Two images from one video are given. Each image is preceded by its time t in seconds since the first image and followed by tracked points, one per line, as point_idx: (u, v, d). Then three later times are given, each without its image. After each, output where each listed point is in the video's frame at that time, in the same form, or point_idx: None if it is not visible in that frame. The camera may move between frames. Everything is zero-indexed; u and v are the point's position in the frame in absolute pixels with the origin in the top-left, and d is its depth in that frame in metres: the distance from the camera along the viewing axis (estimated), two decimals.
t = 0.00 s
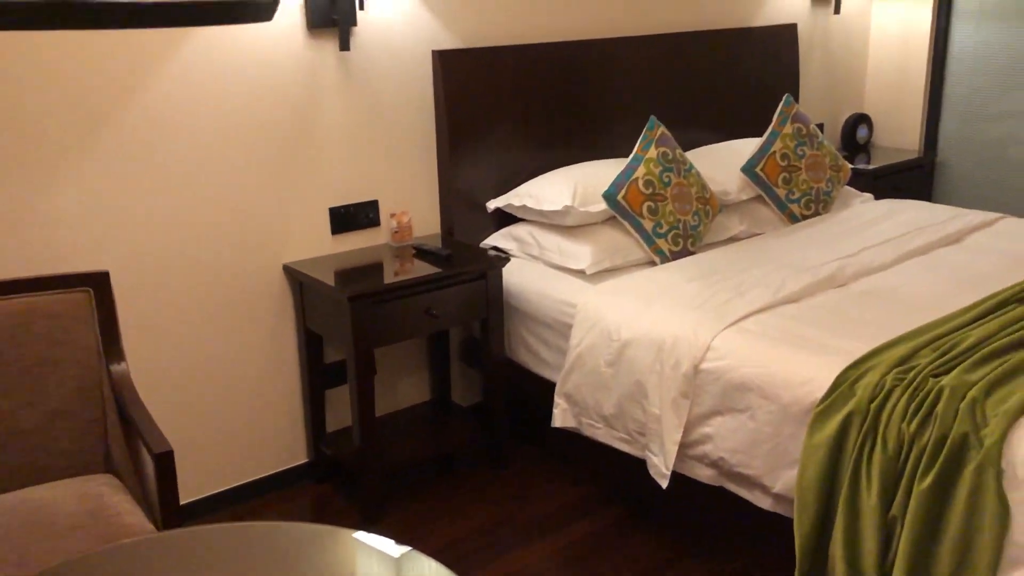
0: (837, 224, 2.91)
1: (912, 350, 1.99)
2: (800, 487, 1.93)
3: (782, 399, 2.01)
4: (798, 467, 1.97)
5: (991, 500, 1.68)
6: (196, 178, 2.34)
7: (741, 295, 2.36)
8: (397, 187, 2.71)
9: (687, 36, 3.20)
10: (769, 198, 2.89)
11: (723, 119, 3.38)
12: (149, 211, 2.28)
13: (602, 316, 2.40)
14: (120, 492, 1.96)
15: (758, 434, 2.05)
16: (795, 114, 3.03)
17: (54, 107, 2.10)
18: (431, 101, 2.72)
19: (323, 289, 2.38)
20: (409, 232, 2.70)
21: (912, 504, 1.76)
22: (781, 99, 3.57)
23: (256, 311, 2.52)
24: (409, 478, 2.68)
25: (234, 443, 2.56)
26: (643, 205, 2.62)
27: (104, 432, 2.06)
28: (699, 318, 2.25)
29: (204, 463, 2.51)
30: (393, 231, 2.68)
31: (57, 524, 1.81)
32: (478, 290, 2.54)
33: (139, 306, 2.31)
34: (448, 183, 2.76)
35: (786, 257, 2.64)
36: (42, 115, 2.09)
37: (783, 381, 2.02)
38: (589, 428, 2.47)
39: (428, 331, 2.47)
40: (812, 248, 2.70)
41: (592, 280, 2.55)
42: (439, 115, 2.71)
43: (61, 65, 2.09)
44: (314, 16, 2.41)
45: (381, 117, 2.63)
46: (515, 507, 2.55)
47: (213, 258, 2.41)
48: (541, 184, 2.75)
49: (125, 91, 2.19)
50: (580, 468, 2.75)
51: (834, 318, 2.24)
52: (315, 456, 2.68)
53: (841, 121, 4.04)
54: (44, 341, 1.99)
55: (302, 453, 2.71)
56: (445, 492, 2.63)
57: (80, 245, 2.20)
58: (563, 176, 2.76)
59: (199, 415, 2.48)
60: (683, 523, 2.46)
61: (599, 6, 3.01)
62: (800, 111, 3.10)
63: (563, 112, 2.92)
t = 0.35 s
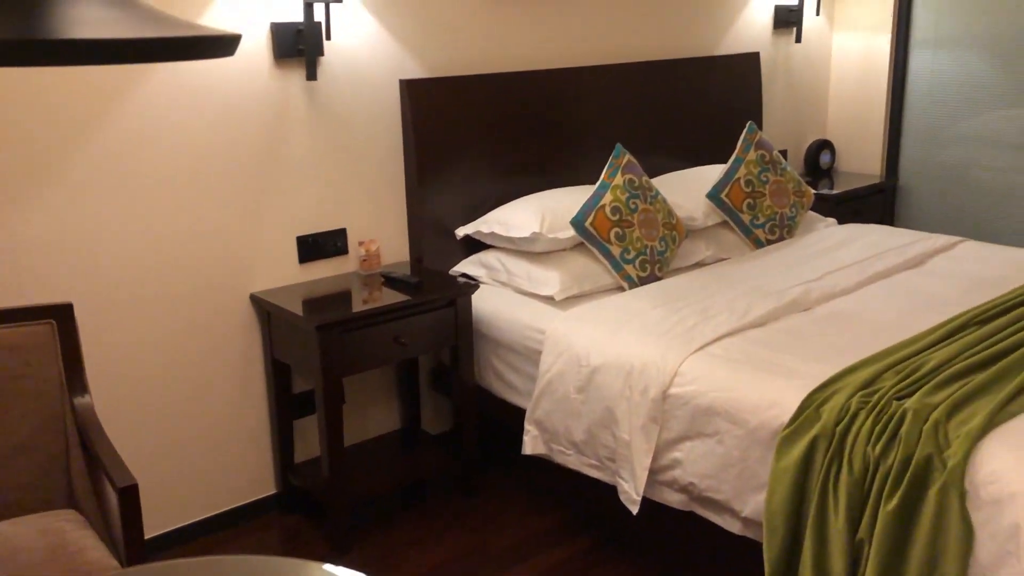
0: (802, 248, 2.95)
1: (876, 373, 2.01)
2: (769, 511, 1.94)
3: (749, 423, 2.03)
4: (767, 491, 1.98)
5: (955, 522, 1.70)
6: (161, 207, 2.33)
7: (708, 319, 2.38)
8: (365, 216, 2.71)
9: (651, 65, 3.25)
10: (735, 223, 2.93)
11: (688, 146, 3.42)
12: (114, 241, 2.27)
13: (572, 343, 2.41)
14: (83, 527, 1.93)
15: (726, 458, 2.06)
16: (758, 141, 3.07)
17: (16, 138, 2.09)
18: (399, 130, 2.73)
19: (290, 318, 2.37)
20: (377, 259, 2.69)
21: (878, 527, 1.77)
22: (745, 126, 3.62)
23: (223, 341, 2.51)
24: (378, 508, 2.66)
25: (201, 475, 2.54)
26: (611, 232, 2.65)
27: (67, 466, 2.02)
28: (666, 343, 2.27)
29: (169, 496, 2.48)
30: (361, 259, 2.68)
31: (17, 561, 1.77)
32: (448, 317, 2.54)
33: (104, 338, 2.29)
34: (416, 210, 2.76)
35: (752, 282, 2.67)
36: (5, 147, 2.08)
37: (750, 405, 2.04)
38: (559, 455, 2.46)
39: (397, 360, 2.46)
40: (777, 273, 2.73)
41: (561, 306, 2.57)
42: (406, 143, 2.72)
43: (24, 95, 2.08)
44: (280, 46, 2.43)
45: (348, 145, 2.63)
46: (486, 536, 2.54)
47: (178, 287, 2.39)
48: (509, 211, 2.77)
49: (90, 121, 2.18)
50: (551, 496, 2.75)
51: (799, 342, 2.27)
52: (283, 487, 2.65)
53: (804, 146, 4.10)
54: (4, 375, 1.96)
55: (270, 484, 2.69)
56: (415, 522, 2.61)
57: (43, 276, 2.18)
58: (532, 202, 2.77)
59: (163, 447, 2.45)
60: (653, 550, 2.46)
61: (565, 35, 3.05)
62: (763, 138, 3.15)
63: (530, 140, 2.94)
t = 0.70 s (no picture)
0: (771, 270, 2.98)
1: (845, 393, 2.03)
2: (741, 532, 1.95)
3: (720, 444, 2.03)
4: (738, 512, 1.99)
5: (923, 541, 1.71)
6: (129, 231, 2.31)
7: (679, 341, 2.39)
8: (336, 239, 2.71)
9: (621, 88, 3.28)
10: (705, 244, 2.96)
11: (659, 169, 3.46)
12: (80, 266, 2.24)
13: (544, 365, 2.40)
14: (46, 557, 1.89)
15: (698, 480, 2.07)
16: (727, 163, 3.11)
17: None
18: (370, 153, 2.73)
19: (260, 342, 2.35)
20: (348, 282, 2.68)
21: (848, 547, 1.78)
22: (715, 148, 3.66)
23: (192, 366, 2.48)
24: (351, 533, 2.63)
25: (169, 501, 2.50)
26: (582, 254, 2.66)
27: (30, 496, 1.97)
28: (638, 365, 2.27)
29: (136, 524, 2.44)
30: (332, 282, 2.67)
31: None
32: (420, 340, 2.53)
33: (69, 363, 2.26)
34: (388, 233, 2.76)
35: (722, 303, 2.69)
36: None
37: (720, 426, 2.05)
38: (532, 478, 2.46)
39: (369, 383, 2.44)
40: (747, 294, 2.75)
41: (533, 328, 2.57)
42: (377, 166, 2.72)
43: None
44: (250, 70, 2.43)
45: (319, 169, 2.63)
46: (459, 560, 2.52)
47: (146, 312, 2.37)
48: (481, 234, 2.77)
49: (57, 145, 2.16)
50: (525, 519, 2.74)
51: (769, 362, 2.28)
52: (253, 513, 2.62)
53: (772, 169, 4.15)
54: None
55: (240, 510, 2.65)
56: (388, 547, 2.59)
57: (7, 302, 2.15)
58: (503, 225, 2.78)
59: (130, 474, 2.41)
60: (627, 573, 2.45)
61: (534, 60, 3.07)
62: (732, 160, 3.19)
63: (501, 163, 2.96)
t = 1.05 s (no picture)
0: (746, 289, 3.00)
1: (820, 412, 2.04)
2: (718, 552, 1.95)
3: (696, 463, 2.04)
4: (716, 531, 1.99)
5: (899, 559, 1.72)
6: (103, 250, 2.29)
7: (656, 360, 2.40)
8: (312, 258, 2.70)
9: (597, 109, 3.30)
10: (681, 264, 2.98)
11: (635, 189, 3.48)
12: (52, 286, 2.22)
13: (521, 385, 2.40)
14: None
15: (675, 499, 2.07)
16: (702, 184, 3.14)
17: None
18: (347, 172, 2.73)
19: (235, 362, 2.33)
20: (324, 302, 2.69)
21: (825, 566, 1.78)
22: (690, 169, 3.69)
23: (165, 386, 2.45)
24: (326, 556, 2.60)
25: (140, 525, 2.46)
26: (559, 273, 2.67)
27: None
28: (614, 384, 2.27)
29: (106, 548, 2.40)
30: (308, 302, 2.67)
31: None
32: (396, 360, 2.52)
33: (40, 383, 2.23)
34: (365, 253, 2.75)
35: (698, 322, 2.70)
36: None
37: (697, 445, 2.05)
38: (510, 498, 2.44)
39: (345, 404, 2.43)
40: (723, 313, 2.77)
41: (510, 348, 2.57)
42: (354, 186, 2.72)
43: None
44: (227, 89, 2.42)
45: (295, 188, 2.62)
46: None
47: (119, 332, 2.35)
48: (458, 253, 2.77)
49: (31, 163, 2.14)
50: (502, 540, 2.72)
51: (744, 381, 2.29)
52: (227, 535, 2.58)
53: (747, 189, 4.19)
54: None
55: (213, 533, 2.62)
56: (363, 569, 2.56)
57: None
58: (481, 244, 2.78)
59: (101, 496, 2.38)
60: None
61: (511, 81, 3.09)
62: (707, 181, 3.22)
63: (478, 182, 2.96)
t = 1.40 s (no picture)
0: (725, 305, 3.02)
1: (799, 428, 2.05)
2: (699, 570, 1.95)
3: (676, 480, 2.04)
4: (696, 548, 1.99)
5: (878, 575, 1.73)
6: (79, 269, 2.26)
7: (636, 377, 2.41)
8: (291, 276, 2.68)
9: (576, 128, 3.32)
10: (660, 280, 2.99)
11: (614, 206, 3.50)
12: (27, 305, 2.19)
13: (501, 403, 2.39)
14: None
15: (655, 517, 2.07)
16: (681, 201, 3.16)
17: None
18: (327, 189, 2.72)
19: (213, 382, 2.31)
20: (302, 320, 2.66)
21: None
22: (669, 186, 3.72)
23: (142, 406, 2.43)
24: None
25: (115, 547, 2.43)
26: (539, 290, 2.67)
27: None
28: (595, 401, 2.27)
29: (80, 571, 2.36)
30: (287, 320, 2.64)
31: None
32: (375, 379, 2.51)
33: (13, 404, 2.20)
34: (344, 270, 2.74)
35: (678, 339, 2.71)
36: None
37: (677, 462, 2.05)
38: (490, 517, 2.43)
39: (323, 423, 2.41)
40: (702, 330, 2.78)
41: (491, 365, 2.57)
42: (334, 203, 2.71)
43: None
44: (205, 107, 2.42)
45: (275, 206, 2.62)
46: None
47: (95, 351, 2.32)
48: (438, 271, 2.77)
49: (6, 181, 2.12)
50: (482, 558, 2.71)
51: (723, 398, 2.30)
52: (204, 557, 2.55)
53: (725, 206, 4.23)
54: None
55: (189, 555, 2.59)
56: None
57: None
58: (461, 262, 2.78)
59: (76, 518, 2.34)
60: None
61: (491, 99, 3.11)
62: (686, 198, 3.24)
63: (457, 200, 2.97)
